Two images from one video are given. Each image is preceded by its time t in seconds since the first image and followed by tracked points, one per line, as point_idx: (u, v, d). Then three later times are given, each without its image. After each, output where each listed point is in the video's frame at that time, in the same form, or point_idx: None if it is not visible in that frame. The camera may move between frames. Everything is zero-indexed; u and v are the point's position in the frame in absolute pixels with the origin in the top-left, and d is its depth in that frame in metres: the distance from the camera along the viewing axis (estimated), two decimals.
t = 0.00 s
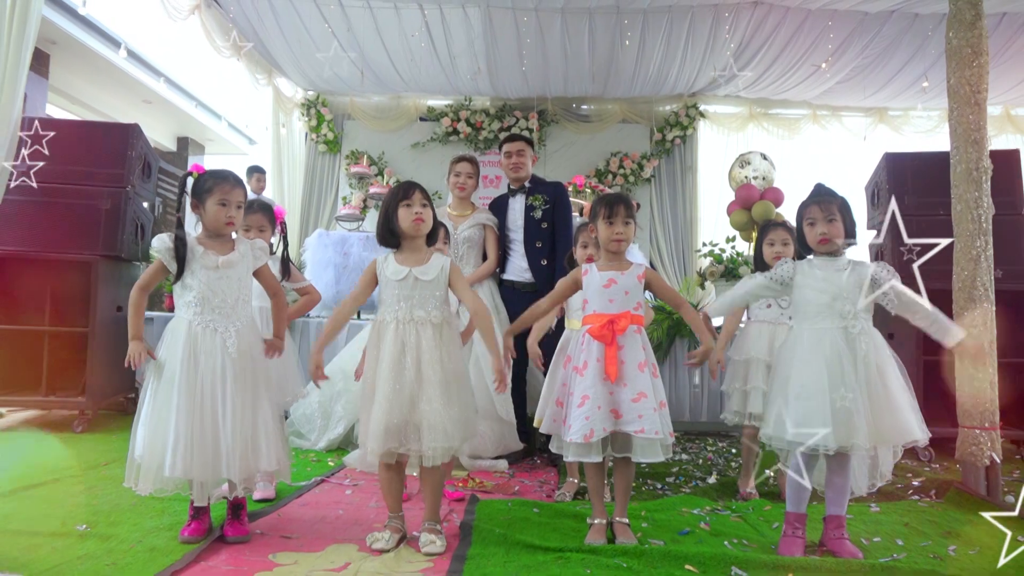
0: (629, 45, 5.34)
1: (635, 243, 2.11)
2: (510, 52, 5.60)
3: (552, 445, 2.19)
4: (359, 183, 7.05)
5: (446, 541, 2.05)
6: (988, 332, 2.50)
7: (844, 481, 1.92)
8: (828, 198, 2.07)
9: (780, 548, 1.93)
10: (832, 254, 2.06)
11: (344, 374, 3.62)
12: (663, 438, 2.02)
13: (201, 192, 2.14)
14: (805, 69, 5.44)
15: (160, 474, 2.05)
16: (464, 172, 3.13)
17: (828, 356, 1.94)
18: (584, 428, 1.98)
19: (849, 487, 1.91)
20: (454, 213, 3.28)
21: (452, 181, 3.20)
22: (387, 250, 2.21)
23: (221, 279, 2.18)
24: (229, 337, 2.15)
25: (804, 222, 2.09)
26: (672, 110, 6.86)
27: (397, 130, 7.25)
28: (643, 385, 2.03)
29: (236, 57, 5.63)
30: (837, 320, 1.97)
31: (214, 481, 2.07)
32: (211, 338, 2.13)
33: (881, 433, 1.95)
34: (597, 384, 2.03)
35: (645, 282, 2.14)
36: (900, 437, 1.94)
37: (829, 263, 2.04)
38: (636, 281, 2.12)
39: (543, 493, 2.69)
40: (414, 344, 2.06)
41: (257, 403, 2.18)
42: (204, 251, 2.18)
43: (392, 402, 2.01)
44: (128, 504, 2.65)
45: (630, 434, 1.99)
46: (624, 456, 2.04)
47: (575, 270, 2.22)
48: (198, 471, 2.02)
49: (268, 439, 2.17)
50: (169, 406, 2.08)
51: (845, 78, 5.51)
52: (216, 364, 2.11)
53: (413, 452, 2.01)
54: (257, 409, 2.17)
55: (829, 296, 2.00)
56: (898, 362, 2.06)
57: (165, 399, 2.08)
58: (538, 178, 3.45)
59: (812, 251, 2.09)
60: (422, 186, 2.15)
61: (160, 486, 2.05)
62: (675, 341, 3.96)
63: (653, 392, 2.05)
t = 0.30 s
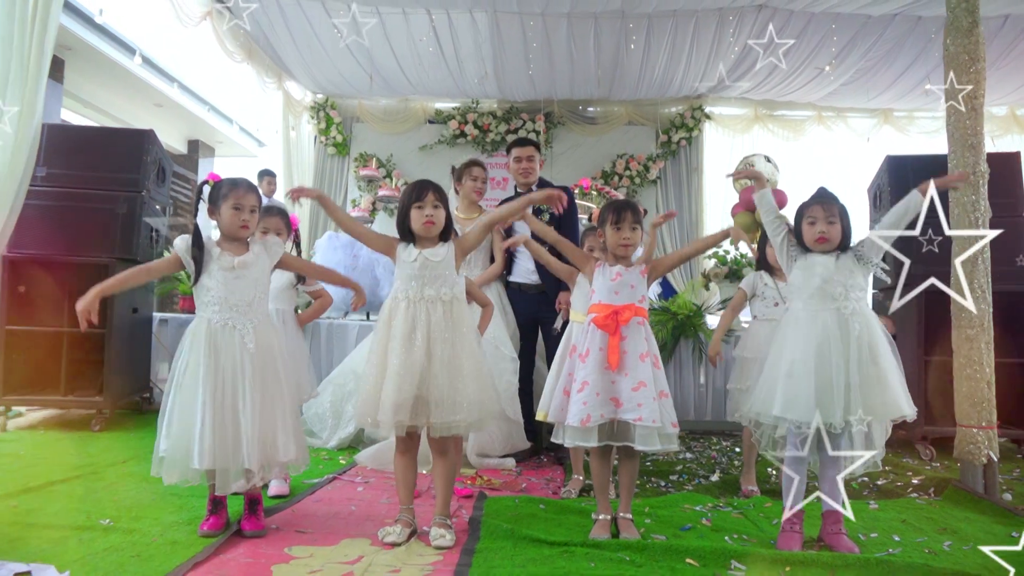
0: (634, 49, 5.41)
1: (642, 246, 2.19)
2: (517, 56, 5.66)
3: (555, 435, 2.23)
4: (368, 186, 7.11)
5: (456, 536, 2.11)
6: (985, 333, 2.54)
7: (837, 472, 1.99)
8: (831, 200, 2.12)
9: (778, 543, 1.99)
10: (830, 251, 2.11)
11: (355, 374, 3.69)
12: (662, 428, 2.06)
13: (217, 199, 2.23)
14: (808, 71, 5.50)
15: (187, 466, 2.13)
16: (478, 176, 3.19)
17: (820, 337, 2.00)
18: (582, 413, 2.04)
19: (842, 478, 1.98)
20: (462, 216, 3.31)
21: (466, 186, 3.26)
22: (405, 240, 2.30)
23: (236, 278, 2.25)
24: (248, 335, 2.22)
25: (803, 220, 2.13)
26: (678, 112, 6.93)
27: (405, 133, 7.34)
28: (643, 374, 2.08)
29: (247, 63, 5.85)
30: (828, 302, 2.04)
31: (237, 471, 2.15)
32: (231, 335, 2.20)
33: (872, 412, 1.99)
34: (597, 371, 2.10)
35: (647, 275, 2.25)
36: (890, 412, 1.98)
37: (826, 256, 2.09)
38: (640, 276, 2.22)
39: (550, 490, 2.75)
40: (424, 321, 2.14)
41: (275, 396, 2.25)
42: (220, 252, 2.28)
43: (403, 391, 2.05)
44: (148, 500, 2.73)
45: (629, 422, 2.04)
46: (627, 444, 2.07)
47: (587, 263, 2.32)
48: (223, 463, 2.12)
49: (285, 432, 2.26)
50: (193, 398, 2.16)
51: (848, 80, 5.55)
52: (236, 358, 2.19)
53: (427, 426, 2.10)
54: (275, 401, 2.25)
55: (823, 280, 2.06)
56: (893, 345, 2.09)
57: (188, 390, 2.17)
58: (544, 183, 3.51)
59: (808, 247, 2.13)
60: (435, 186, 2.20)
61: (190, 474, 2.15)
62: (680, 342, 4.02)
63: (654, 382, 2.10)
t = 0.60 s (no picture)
0: (649, 53, 5.45)
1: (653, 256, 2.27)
2: (532, 60, 5.72)
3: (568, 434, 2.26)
4: (386, 189, 7.19)
5: (472, 532, 2.19)
6: (994, 337, 2.57)
7: (845, 474, 2.03)
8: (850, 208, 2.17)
9: (786, 541, 2.03)
10: (841, 257, 2.16)
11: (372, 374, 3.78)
12: (680, 418, 2.13)
13: (238, 206, 2.36)
14: (822, 74, 5.51)
15: (219, 445, 2.23)
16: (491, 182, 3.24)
17: (831, 340, 2.05)
18: (608, 409, 2.09)
19: (849, 479, 2.02)
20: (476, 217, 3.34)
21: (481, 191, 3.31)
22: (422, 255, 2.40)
23: (263, 268, 2.34)
24: (275, 320, 2.32)
25: (820, 226, 2.18)
26: (692, 114, 6.96)
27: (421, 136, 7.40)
28: (663, 367, 2.15)
29: (267, 66, 5.94)
30: (839, 307, 2.09)
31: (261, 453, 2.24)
32: (258, 319, 2.29)
33: (885, 414, 2.04)
34: (619, 366, 2.15)
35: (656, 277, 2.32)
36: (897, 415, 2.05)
37: (835, 261, 2.15)
38: (650, 275, 2.28)
39: (564, 489, 2.81)
40: (443, 325, 2.21)
41: (303, 379, 2.35)
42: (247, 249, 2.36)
43: (423, 393, 2.13)
44: (175, 495, 2.83)
45: (652, 414, 2.10)
46: (643, 438, 2.14)
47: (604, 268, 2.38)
48: (254, 445, 2.19)
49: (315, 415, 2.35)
50: (222, 382, 2.25)
51: (863, 83, 5.55)
52: (263, 343, 2.29)
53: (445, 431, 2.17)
54: (300, 386, 2.34)
55: (832, 286, 2.11)
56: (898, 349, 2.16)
57: (217, 374, 2.26)
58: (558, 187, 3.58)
59: (820, 251, 2.19)
60: (453, 203, 2.31)
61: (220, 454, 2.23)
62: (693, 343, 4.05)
63: (672, 374, 2.17)
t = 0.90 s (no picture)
0: (667, 53, 5.48)
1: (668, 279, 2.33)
2: (551, 61, 5.77)
3: (586, 441, 2.33)
4: (405, 189, 7.19)
5: (493, 525, 2.25)
6: (1012, 337, 2.59)
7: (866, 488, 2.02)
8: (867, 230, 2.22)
9: (802, 537, 2.08)
10: (857, 276, 2.21)
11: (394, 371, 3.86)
12: (702, 419, 2.19)
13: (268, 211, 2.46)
14: (841, 73, 5.50)
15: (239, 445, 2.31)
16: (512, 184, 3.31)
17: (846, 356, 2.08)
18: (620, 413, 2.15)
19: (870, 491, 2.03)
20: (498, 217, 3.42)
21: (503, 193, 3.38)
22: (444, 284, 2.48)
23: (293, 275, 2.44)
24: (302, 327, 2.41)
25: (837, 246, 2.23)
26: (711, 113, 6.96)
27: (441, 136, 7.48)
28: (681, 371, 2.20)
29: (288, 67, 6.06)
30: (854, 325, 2.12)
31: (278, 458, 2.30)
32: (286, 325, 2.38)
33: (902, 430, 2.05)
34: (636, 373, 2.20)
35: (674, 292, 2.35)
36: (916, 432, 2.05)
37: (850, 282, 2.19)
38: (666, 283, 2.33)
39: (583, 484, 2.87)
40: (462, 358, 2.26)
41: (331, 384, 2.44)
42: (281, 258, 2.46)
43: (439, 420, 2.19)
44: (205, 488, 2.93)
45: (672, 417, 2.14)
46: (665, 440, 2.17)
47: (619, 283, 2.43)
48: (269, 446, 2.24)
49: (340, 421, 2.41)
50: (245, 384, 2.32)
51: (883, 81, 5.53)
52: (289, 351, 2.37)
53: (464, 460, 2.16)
54: (327, 391, 2.42)
55: (847, 304, 2.15)
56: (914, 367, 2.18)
57: (241, 375, 2.35)
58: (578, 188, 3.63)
59: (836, 269, 2.24)
60: (474, 240, 2.38)
61: (243, 456, 2.34)
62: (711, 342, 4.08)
63: (692, 378, 2.22)
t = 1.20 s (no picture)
0: (686, 53, 5.47)
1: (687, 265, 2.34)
2: (570, 62, 5.79)
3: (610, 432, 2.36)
4: (427, 190, 7.36)
5: (515, 523, 2.29)
6: None
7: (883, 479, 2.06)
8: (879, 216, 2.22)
9: (822, 537, 2.09)
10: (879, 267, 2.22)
11: (416, 371, 3.92)
12: (716, 417, 2.20)
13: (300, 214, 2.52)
14: (862, 72, 5.46)
15: (267, 444, 2.40)
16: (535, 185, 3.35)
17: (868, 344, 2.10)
18: (648, 410, 2.17)
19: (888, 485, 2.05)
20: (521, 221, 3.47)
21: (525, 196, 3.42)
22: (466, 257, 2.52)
23: (323, 277, 2.50)
24: (331, 327, 2.47)
25: (856, 234, 2.22)
26: (730, 113, 6.94)
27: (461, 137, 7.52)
28: (700, 368, 2.22)
29: (310, 71, 6.21)
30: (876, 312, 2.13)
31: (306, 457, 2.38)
32: (316, 325, 2.44)
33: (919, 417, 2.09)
34: (658, 369, 2.23)
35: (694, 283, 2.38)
36: (932, 419, 2.09)
37: (870, 272, 2.19)
38: (687, 278, 2.35)
39: (603, 483, 2.90)
40: (487, 326, 2.32)
41: (358, 384, 2.50)
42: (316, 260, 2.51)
43: (466, 391, 2.25)
44: (232, 486, 3.00)
45: (690, 413, 2.18)
46: (681, 436, 2.22)
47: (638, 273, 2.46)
48: (298, 443, 2.31)
49: (365, 428, 2.47)
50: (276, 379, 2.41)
51: (904, 81, 5.51)
52: (319, 349, 2.43)
53: (490, 426, 2.26)
54: (355, 391, 2.49)
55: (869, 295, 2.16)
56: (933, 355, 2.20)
57: (272, 372, 2.43)
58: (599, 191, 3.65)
59: (856, 260, 2.23)
60: (497, 212, 2.40)
61: (269, 452, 2.40)
62: (730, 343, 4.09)
63: (710, 375, 2.24)
